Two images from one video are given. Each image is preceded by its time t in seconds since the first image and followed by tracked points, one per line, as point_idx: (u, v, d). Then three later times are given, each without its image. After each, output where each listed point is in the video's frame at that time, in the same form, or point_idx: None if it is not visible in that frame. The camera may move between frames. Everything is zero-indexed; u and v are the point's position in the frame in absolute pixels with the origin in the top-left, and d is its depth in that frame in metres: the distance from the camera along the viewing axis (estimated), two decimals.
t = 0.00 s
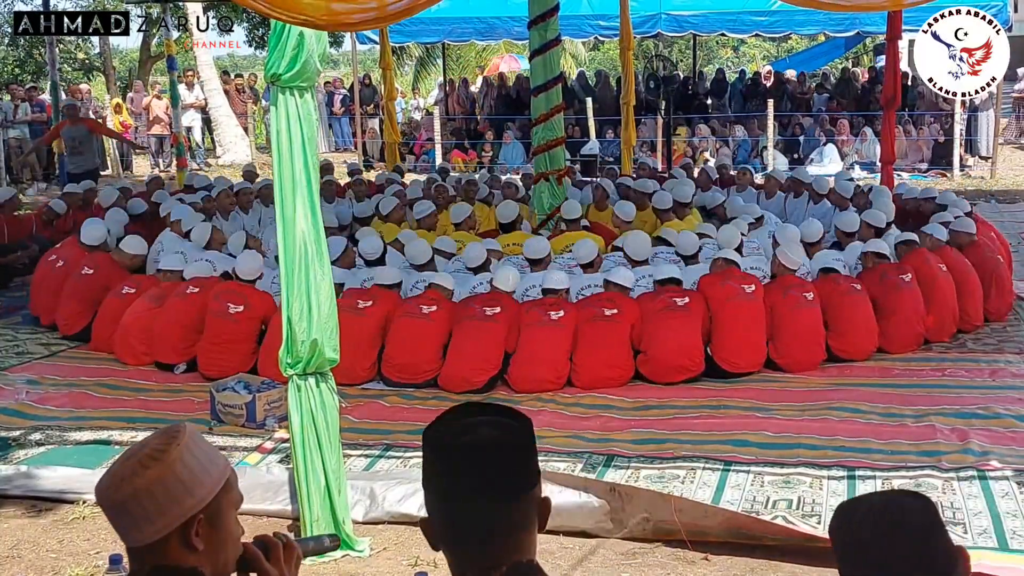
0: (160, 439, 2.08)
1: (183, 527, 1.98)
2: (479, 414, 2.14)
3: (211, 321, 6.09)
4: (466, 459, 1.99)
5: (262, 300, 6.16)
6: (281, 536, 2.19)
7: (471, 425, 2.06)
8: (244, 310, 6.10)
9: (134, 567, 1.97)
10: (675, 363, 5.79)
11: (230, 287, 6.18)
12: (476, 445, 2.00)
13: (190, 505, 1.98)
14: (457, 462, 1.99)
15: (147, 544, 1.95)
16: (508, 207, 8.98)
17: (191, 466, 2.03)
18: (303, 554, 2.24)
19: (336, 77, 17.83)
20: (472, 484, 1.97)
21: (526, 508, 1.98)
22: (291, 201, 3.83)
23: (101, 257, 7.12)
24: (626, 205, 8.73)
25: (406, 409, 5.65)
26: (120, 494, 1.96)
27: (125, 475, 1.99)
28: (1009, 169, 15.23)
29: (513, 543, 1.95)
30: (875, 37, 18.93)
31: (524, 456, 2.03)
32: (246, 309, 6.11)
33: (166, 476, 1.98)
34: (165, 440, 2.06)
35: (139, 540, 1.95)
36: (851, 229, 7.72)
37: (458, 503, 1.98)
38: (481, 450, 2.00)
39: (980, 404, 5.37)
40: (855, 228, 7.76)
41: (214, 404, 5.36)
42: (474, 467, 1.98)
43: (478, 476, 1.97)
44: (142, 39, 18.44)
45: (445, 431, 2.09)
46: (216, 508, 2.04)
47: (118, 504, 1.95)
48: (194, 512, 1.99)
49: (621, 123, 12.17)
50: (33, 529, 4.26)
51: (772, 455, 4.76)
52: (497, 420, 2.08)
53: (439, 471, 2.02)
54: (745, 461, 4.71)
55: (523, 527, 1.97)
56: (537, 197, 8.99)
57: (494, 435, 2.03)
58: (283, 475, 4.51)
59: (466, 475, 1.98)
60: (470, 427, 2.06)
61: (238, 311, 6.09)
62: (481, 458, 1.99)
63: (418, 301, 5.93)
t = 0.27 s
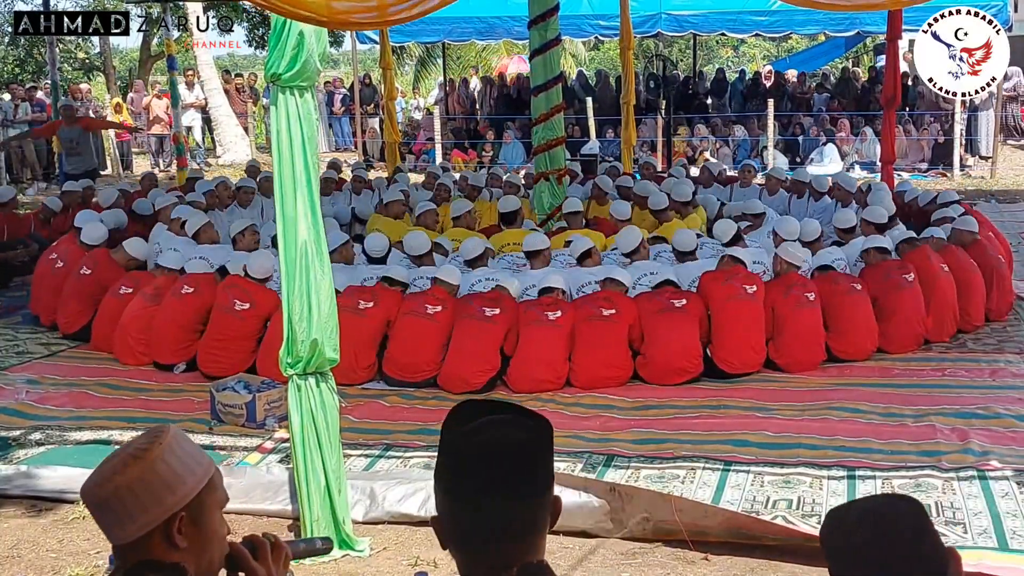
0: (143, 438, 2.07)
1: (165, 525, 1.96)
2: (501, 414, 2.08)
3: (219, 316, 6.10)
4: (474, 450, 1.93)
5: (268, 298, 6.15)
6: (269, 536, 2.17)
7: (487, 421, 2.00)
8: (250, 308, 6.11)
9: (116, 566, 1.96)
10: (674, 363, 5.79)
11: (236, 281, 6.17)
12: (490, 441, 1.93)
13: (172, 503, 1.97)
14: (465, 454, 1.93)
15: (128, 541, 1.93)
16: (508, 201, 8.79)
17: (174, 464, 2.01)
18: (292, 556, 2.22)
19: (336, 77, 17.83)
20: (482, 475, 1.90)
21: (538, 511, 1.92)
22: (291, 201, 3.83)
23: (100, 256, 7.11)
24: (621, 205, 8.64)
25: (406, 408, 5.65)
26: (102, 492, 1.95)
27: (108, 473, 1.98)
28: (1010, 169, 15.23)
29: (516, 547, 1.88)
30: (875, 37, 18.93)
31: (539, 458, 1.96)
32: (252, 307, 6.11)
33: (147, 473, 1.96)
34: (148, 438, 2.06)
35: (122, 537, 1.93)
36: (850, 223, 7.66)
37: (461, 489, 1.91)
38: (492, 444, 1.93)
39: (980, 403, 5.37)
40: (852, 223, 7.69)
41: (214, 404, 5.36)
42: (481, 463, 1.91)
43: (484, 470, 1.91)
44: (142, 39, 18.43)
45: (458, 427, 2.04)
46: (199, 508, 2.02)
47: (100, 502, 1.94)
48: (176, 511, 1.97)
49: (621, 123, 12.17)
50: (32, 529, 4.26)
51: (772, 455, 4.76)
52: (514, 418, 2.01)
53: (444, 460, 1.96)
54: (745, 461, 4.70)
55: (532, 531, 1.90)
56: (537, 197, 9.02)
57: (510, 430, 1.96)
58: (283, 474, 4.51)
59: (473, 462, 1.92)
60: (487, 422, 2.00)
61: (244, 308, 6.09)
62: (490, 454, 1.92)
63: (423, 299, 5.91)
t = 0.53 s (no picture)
0: (128, 438, 2.05)
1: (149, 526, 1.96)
2: (556, 408, 2.04)
3: (222, 316, 6.10)
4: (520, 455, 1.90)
5: (270, 297, 6.16)
6: (256, 535, 2.16)
7: (539, 420, 1.95)
8: (252, 307, 6.11)
9: (101, 566, 1.95)
10: (673, 363, 5.80)
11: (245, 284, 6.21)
12: (539, 444, 1.89)
13: (155, 505, 1.96)
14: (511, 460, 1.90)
15: (112, 543, 1.93)
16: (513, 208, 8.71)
17: (157, 466, 2.00)
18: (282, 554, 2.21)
19: (336, 77, 17.83)
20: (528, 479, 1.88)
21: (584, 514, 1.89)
22: (291, 201, 3.83)
23: (98, 256, 7.10)
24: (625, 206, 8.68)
25: (406, 409, 5.65)
26: (86, 495, 1.94)
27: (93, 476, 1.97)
28: (1010, 169, 15.23)
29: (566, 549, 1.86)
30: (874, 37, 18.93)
31: (589, 460, 1.91)
32: (255, 306, 6.12)
33: (129, 476, 1.95)
34: (132, 439, 2.04)
35: (106, 539, 1.93)
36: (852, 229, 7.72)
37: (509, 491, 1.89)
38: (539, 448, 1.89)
39: (980, 404, 5.37)
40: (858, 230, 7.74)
41: (214, 404, 5.36)
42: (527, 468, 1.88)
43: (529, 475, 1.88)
44: (142, 39, 18.44)
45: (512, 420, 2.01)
46: (182, 510, 2.01)
47: (84, 504, 1.94)
48: (159, 513, 1.96)
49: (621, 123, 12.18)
50: (33, 529, 4.26)
51: (772, 455, 4.76)
52: (566, 418, 1.96)
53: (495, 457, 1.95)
54: (745, 461, 4.70)
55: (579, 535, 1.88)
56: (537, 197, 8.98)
57: (561, 435, 1.91)
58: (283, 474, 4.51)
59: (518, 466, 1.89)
60: (542, 420, 1.96)
61: (247, 306, 6.10)
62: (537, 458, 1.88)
63: (418, 300, 5.93)
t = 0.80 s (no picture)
0: (119, 438, 1.92)
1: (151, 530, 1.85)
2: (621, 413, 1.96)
3: (215, 316, 6.10)
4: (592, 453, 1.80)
5: (261, 292, 6.15)
6: (220, 534, 2.14)
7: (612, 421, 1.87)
8: (244, 301, 6.11)
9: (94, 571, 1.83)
10: (674, 362, 5.79)
11: (235, 278, 6.21)
12: (607, 444, 1.81)
13: (157, 504, 1.86)
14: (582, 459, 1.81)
15: (116, 548, 1.81)
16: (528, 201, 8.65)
17: (158, 468, 1.90)
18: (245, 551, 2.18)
19: (336, 77, 17.83)
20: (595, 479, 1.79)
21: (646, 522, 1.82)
22: (291, 201, 3.83)
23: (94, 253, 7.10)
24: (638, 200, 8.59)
25: (406, 408, 5.65)
26: (90, 499, 1.80)
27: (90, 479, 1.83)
28: (1010, 169, 15.24)
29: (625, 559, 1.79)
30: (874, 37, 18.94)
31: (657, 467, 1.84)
32: (246, 300, 6.12)
33: (137, 477, 1.85)
34: (126, 438, 1.92)
35: (105, 544, 1.81)
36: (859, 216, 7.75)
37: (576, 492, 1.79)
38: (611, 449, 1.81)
39: (980, 404, 5.37)
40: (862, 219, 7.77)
41: (214, 404, 5.36)
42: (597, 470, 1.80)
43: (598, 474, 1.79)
44: (142, 39, 18.44)
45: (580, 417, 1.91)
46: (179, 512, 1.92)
47: (86, 508, 1.80)
48: (160, 512, 1.86)
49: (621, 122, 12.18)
50: (33, 529, 4.26)
51: (772, 455, 4.76)
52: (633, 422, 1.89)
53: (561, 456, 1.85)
54: (745, 461, 4.70)
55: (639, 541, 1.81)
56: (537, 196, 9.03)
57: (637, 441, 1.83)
58: (283, 474, 4.50)
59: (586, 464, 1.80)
60: (609, 421, 1.88)
61: (238, 301, 6.10)
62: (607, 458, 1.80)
63: (412, 299, 5.88)
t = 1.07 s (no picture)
0: (101, 440, 1.90)
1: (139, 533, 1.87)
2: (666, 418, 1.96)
3: (204, 315, 6.11)
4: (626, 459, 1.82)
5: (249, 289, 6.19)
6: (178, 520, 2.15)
7: (653, 428, 1.86)
8: (232, 298, 6.14)
9: None
10: (672, 362, 5.79)
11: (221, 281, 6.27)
12: (645, 447, 1.82)
13: (146, 509, 1.87)
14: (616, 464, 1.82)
15: (109, 554, 1.82)
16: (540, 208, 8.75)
17: (145, 470, 1.90)
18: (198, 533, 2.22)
19: (336, 77, 17.83)
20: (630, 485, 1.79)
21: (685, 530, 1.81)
22: (291, 202, 3.83)
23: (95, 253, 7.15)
24: (649, 203, 8.76)
25: (406, 409, 5.65)
26: (82, 509, 1.79)
27: (80, 488, 1.81)
28: (1009, 169, 15.24)
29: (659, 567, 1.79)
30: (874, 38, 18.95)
31: (698, 479, 1.83)
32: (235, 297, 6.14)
33: (129, 485, 1.85)
34: (109, 440, 1.90)
35: (98, 551, 1.81)
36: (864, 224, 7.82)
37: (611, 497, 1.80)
38: (647, 457, 1.81)
39: (980, 404, 5.37)
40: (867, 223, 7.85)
41: (214, 404, 5.36)
42: (630, 475, 1.80)
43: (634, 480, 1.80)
44: (142, 39, 18.45)
45: (623, 419, 1.90)
46: (161, 510, 1.93)
47: (81, 519, 1.79)
48: (149, 516, 1.88)
49: (621, 123, 12.18)
50: (32, 529, 4.26)
51: (772, 455, 4.76)
52: (681, 429, 1.87)
53: (599, 457, 1.86)
54: (745, 461, 4.70)
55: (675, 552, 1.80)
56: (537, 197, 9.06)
57: (674, 451, 1.82)
58: (283, 474, 4.50)
59: (621, 471, 1.81)
60: (652, 427, 1.87)
61: (226, 299, 6.13)
62: (644, 465, 1.80)
63: (395, 301, 5.92)
